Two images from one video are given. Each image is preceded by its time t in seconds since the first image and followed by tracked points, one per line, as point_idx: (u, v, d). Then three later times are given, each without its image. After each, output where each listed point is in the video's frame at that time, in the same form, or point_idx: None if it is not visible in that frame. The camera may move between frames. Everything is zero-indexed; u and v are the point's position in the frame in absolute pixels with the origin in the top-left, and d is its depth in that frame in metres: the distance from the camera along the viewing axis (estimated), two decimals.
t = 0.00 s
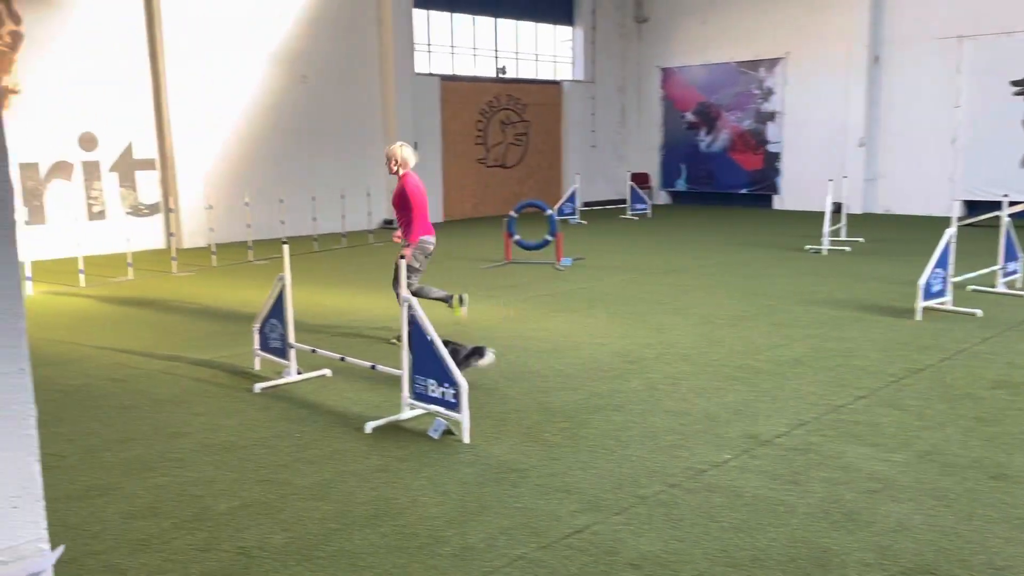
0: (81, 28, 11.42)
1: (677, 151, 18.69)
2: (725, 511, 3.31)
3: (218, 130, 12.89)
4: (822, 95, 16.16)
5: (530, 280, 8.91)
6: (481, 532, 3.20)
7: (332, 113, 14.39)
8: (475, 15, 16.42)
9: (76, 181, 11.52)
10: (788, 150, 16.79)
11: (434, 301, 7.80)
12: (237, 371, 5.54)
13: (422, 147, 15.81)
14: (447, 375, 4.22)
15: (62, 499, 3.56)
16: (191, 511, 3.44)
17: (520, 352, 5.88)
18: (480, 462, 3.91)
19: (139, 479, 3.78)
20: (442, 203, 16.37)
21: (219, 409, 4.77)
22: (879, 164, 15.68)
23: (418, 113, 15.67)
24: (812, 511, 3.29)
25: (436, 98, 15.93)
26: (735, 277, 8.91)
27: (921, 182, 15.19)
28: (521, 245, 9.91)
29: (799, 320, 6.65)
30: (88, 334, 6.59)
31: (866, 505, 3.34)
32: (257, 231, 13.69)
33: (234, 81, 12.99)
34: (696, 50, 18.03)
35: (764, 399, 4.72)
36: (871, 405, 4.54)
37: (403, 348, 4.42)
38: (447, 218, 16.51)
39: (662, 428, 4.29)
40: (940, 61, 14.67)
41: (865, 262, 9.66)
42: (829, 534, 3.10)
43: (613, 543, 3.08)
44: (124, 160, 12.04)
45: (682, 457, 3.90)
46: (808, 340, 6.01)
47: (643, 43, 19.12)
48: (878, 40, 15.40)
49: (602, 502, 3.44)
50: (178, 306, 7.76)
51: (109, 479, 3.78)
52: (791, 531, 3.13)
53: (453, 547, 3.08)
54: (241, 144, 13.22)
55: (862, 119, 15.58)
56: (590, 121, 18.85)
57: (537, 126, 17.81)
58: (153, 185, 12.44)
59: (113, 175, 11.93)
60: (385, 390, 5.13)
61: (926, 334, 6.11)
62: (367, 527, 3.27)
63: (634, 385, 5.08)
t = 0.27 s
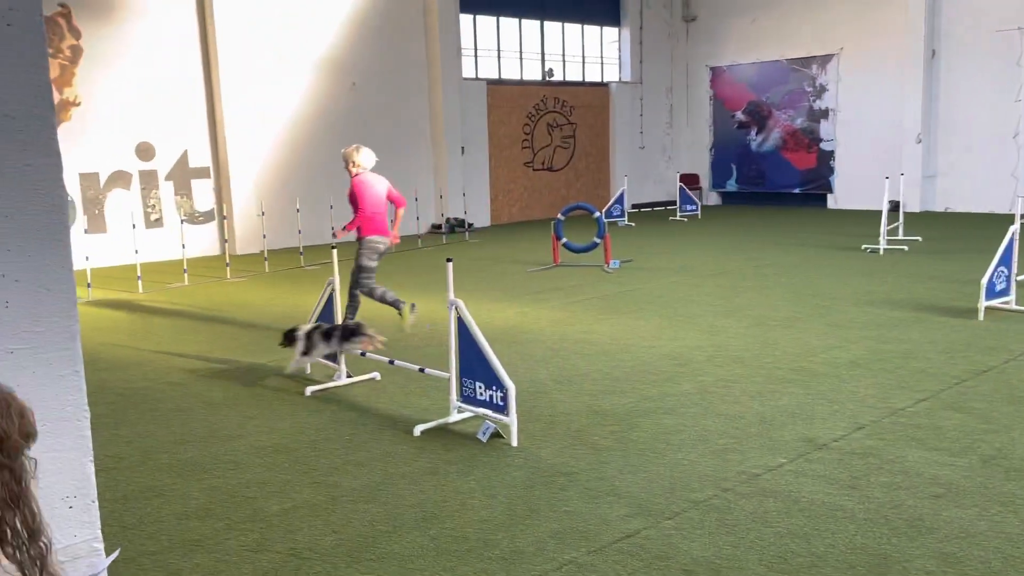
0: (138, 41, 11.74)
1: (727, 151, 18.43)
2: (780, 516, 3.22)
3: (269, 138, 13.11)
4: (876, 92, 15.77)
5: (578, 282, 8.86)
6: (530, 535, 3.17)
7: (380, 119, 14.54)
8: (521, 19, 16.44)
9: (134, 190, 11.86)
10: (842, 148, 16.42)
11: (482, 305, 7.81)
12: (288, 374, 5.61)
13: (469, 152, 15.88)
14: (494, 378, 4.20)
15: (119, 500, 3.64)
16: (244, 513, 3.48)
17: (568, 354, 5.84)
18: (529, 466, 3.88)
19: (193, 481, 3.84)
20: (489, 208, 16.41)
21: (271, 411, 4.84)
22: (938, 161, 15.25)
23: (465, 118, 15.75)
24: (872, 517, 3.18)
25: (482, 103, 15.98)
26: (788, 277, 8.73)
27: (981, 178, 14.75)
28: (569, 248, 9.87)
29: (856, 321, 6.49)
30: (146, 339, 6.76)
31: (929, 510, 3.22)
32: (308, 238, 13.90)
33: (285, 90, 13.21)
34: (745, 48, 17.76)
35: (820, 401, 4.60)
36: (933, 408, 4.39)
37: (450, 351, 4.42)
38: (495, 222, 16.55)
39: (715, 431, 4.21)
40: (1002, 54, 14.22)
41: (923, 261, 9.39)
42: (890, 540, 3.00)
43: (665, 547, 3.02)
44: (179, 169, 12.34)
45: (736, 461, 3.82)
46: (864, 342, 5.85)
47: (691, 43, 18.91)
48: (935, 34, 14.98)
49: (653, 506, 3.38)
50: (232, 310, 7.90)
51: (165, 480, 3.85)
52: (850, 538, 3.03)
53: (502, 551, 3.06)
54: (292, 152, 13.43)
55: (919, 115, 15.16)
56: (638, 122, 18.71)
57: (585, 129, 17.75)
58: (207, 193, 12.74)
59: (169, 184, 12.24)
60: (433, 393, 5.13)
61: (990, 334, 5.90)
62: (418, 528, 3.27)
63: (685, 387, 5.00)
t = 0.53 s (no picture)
0: (175, 54, 11.96)
1: (760, 155, 18.25)
2: (817, 525, 3.17)
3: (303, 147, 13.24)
4: (913, 93, 15.52)
5: (610, 288, 8.82)
6: (563, 542, 3.15)
7: (412, 128, 14.63)
8: (551, 25, 16.46)
9: (171, 201, 12.07)
10: (878, 151, 16.17)
11: (513, 311, 7.81)
12: (322, 381, 5.66)
13: (499, 159, 15.92)
14: (527, 384, 4.19)
15: (158, 504, 3.69)
16: (279, 518, 3.51)
17: (600, 360, 5.81)
18: (562, 472, 3.87)
19: (230, 486, 3.89)
20: (521, 214, 16.43)
21: (306, 418, 4.88)
22: (977, 162, 14.99)
23: (496, 124, 15.79)
24: (912, 524, 3.12)
25: (513, 110, 16.01)
26: (824, 281, 8.62)
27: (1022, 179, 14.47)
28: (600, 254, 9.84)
29: (894, 326, 6.38)
30: (183, 346, 6.86)
31: (972, 518, 3.15)
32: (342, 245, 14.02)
33: (318, 100, 13.34)
34: (778, 51, 17.60)
35: (858, 407, 4.53)
36: (975, 413, 4.30)
37: (482, 357, 4.42)
38: (526, 228, 16.56)
39: (750, 438, 4.16)
40: None
41: (963, 265, 9.21)
42: (932, 549, 2.93)
43: (700, 555, 2.98)
44: (216, 179, 12.53)
45: (772, 468, 3.76)
46: (902, 346, 5.75)
47: (723, 47, 18.79)
48: (973, 34, 14.78)
49: (687, 513, 3.35)
50: (268, 318, 7.99)
51: (202, 485, 3.91)
52: (891, 546, 2.97)
53: (535, 558, 3.04)
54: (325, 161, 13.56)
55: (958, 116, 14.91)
56: (670, 126, 18.60)
57: (616, 134, 17.70)
58: (242, 202, 12.92)
59: (205, 193, 12.44)
60: (466, 399, 5.14)
61: None
62: (451, 535, 3.27)
63: (719, 393, 4.94)
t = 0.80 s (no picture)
0: (200, 65, 12.10)
1: (783, 160, 18.13)
2: (845, 535, 3.12)
3: (324, 157, 13.33)
4: (937, 97, 15.36)
5: (631, 295, 8.78)
6: (585, 552, 3.13)
7: (432, 136, 14.68)
8: (572, 32, 16.47)
9: (194, 210, 12.18)
10: (903, 155, 16.00)
11: (534, 318, 7.80)
12: (344, 389, 5.67)
13: (519, 166, 15.94)
14: (548, 393, 4.17)
15: (181, 512, 3.71)
16: (300, 527, 3.51)
17: (622, 368, 5.78)
18: (584, 481, 3.84)
19: (252, 494, 3.90)
20: (541, 221, 16.43)
21: (328, 426, 4.88)
22: (1005, 166, 14.78)
23: (516, 131, 15.81)
24: (941, 535, 3.07)
25: (533, 116, 16.02)
26: (848, 288, 8.52)
27: None
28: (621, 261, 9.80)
29: (921, 333, 6.29)
30: (207, 354, 6.91)
31: (1003, 529, 3.09)
32: (363, 253, 14.08)
33: (339, 109, 13.43)
34: (800, 56, 17.49)
35: (885, 416, 4.46)
36: (1006, 422, 4.22)
37: (503, 365, 4.41)
38: (546, 235, 16.55)
39: (774, 447, 4.11)
40: None
41: (990, 270, 9.07)
42: (961, 559, 2.88)
43: (725, 566, 2.95)
44: (239, 188, 12.63)
45: (797, 477, 3.72)
46: (929, 354, 5.67)
47: (744, 52, 18.70)
48: (998, 36, 14.60)
49: (711, 522, 3.31)
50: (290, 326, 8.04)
51: (224, 494, 3.92)
52: (919, 557, 2.91)
53: (557, 568, 3.02)
54: (346, 169, 13.63)
55: (984, 119, 14.73)
56: (691, 132, 18.53)
57: (636, 140, 17.65)
58: (264, 211, 13.02)
59: (228, 203, 12.54)
60: (487, 407, 5.12)
61: None
62: (472, 544, 3.26)
63: (743, 402, 4.89)
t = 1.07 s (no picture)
0: (215, 75, 12.20)
1: (796, 166, 18.07)
2: (860, 544, 3.09)
3: (337, 165, 13.38)
4: (952, 103, 15.27)
5: (644, 302, 8.76)
6: (598, 561, 3.11)
7: (445, 143, 14.73)
8: (584, 39, 16.51)
9: (208, 218, 12.27)
10: (918, 161, 15.90)
11: (546, 325, 7.80)
12: (357, 396, 5.68)
13: (531, 173, 15.95)
14: (561, 400, 4.17)
15: (195, 520, 3.72)
16: (313, 534, 3.52)
17: (634, 375, 5.77)
18: (596, 489, 3.83)
19: (266, 502, 3.91)
20: (553, 227, 16.44)
21: (341, 433, 4.89)
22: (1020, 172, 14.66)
23: (528, 139, 15.84)
24: (957, 543, 3.04)
25: (545, 123, 16.04)
26: (862, 294, 8.47)
27: None
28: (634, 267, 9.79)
29: (936, 340, 6.24)
30: (221, 362, 6.95)
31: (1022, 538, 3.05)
32: (376, 260, 14.13)
33: (352, 117, 13.50)
34: (813, 62, 17.44)
35: (901, 423, 4.42)
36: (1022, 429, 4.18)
37: (516, 372, 4.41)
38: (559, 242, 16.55)
39: (788, 454, 4.09)
40: None
41: (1006, 276, 9.00)
42: (978, 569, 2.84)
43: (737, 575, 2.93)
44: (252, 197, 12.71)
45: (812, 485, 3.69)
46: (944, 361, 5.62)
47: (757, 58, 18.67)
48: (1013, 41, 14.52)
49: (725, 531, 3.29)
50: (304, 333, 8.07)
51: (238, 501, 3.93)
52: (935, 566, 2.88)
53: None
54: (359, 177, 13.69)
55: (1000, 124, 14.65)
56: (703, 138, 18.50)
57: (649, 146, 17.64)
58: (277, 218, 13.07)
59: (242, 211, 12.62)
60: (499, 414, 5.13)
61: None
62: (486, 551, 3.25)
63: (757, 409, 4.87)
